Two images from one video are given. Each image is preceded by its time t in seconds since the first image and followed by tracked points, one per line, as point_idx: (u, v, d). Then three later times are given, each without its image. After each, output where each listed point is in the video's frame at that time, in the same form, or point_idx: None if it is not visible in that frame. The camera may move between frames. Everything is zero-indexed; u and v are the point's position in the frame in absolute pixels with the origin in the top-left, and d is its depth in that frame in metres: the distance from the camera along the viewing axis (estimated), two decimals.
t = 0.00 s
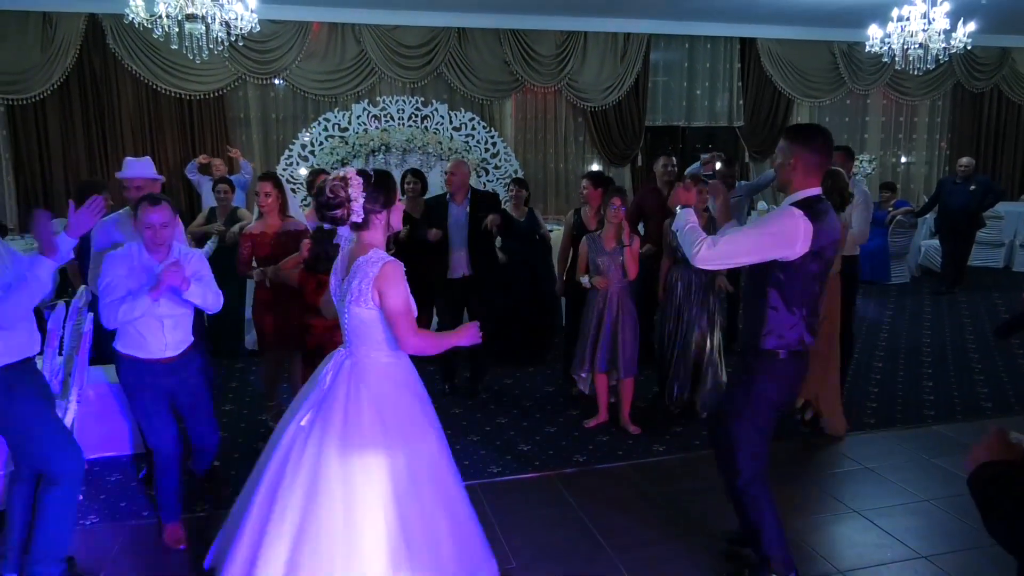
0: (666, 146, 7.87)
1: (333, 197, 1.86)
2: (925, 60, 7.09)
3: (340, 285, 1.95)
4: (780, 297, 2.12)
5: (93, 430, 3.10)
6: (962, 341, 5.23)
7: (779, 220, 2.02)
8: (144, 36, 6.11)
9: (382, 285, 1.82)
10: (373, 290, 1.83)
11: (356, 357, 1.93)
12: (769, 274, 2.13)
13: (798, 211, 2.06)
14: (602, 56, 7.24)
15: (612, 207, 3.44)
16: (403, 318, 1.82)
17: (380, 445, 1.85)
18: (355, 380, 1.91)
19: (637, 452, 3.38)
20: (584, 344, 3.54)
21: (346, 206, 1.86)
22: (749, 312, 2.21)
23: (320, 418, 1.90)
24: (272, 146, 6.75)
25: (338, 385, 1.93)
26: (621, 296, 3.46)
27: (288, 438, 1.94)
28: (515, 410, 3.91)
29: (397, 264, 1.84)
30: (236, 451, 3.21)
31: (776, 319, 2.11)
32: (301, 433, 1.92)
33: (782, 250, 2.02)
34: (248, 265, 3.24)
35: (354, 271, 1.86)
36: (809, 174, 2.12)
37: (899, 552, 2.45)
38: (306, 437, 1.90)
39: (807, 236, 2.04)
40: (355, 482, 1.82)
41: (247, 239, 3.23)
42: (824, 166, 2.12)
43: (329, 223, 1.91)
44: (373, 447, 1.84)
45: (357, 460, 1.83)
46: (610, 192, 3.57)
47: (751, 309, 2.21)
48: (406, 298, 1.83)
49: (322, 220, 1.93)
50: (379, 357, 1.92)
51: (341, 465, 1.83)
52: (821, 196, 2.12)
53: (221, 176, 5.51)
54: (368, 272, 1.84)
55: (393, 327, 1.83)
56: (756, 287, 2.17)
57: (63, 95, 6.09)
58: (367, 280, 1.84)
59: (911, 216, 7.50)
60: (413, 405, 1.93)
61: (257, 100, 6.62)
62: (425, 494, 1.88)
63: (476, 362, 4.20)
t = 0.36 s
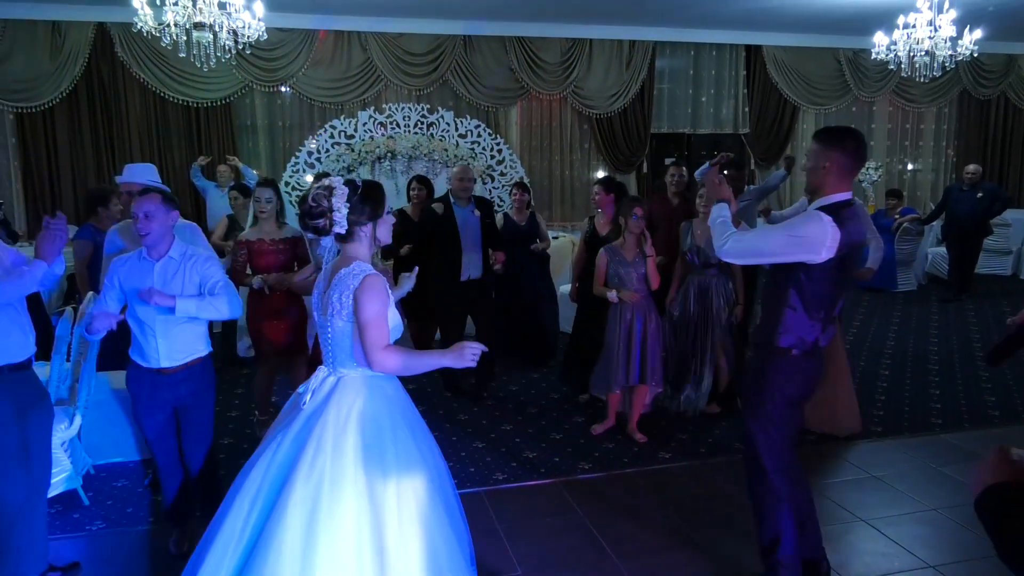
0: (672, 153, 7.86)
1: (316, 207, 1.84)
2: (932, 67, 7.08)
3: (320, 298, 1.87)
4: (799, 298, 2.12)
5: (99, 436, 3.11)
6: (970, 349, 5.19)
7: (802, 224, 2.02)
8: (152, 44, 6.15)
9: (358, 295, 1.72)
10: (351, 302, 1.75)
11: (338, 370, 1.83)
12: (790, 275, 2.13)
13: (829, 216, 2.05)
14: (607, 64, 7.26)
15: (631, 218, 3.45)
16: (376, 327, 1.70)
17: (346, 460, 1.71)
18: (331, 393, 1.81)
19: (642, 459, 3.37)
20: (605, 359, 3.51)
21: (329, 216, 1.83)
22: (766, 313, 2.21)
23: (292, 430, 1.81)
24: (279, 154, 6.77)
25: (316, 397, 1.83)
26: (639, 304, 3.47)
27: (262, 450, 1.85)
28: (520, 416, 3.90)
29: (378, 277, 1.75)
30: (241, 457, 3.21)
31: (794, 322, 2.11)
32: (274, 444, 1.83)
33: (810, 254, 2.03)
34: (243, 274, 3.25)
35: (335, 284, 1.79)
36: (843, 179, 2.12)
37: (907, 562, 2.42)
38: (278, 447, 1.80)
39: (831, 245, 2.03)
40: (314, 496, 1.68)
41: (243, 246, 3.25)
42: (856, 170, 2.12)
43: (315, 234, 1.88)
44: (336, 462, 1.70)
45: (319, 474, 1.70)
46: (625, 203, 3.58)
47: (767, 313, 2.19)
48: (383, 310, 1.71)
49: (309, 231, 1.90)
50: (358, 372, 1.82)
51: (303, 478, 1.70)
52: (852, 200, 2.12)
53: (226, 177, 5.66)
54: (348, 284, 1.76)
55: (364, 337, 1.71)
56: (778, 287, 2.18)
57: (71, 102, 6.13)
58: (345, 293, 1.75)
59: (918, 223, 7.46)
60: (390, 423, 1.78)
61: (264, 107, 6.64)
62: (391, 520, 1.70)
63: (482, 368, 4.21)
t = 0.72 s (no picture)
0: (670, 158, 7.88)
1: (292, 212, 1.81)
2: (930, 72, 7.10)
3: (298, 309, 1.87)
4: (827, 303, 2.17)
5: (99, 442, 3.12)
6: (970, 353, 5.20)
7: (828, 230, 2.07)
8: (153, 49, 6.17)
9: (338, 302, 1.73)
10: (329, 309, 1.75)
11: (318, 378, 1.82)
12: (818, 280, 2.17)
13: (849, 223, 2.10)
14: (607, 69, 7.28)
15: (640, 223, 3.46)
16: (357, 331, 1.70)
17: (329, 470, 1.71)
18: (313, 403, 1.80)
19: (642, 463, 3.37)
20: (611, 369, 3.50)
21: (306, 222, 1.81)
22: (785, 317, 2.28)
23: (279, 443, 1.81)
24: (279, 159, 6.78)
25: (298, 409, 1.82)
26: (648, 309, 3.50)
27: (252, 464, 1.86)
28: (520, 421, 3.90)
29: (353, 283, 1.76)
30: (242, 463, 3.21)
31: (822, 328, 2.16)
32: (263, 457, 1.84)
33: (832, 261, 2.08)
34: (232, 282, 3.24)
35: (311, 291, 1.79)
36: (862, 185, 2.16)
37: (907, 566, 2.43)
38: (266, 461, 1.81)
39: (857, 251, 2.09)
40: (306, 502, 1.68)
41: (234, 254, 3.24)
42: (874, 177, 2.17)
43: (290, 238, 1.85)
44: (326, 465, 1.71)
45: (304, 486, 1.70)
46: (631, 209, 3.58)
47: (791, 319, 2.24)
48: (364, 314, 1.72)
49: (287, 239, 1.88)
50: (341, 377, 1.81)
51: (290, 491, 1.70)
52: (870, 207, 2.17)
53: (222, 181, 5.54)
54: (326, 292, 1.76)
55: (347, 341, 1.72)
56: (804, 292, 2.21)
57: (71, 107, 6.14)
58: (323, 300, 1.76)
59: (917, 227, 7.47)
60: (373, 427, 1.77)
61: (264, 112, 6.66)
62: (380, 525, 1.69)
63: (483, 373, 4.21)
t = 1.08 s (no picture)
0: (679, 163, 7.87)
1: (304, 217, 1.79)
2: (940, 77, 7.06)
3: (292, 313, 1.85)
4: (838, 304, 2.15)
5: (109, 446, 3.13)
6: (981, 359, 5.15)
7: (841, 229, 2.06)
8: (163, 56, 6.21)
9: (342, 315, 1.73)
10: (326, 317, 1.74)
11: (305, 384, 1.82)
12: (828, 280, 2.15)
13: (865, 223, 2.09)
14: (615, 74, 7.28)
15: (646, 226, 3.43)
16: (367, 346, 1.71)
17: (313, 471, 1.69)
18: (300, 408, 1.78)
19: (649, 469, 3.35)
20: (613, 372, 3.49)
21: (319, 226, 1.80)
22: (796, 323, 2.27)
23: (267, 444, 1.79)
24: (288, 164, 6.82)
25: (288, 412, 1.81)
26: (647, 317, 3.44)
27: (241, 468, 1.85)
28: (528, 426, 3.89)
29: (351, 293, 1.75)
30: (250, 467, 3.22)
31: (831, 330, 2.14)
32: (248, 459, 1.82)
33: (846, 261, 2.06)
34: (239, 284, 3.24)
35: (308, 298, 1.78)
36: (881, 186, 2.15)
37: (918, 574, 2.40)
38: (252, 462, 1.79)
39: (871, 252, 2.08)
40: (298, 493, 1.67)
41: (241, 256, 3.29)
42: (893, 178, 2.15)
43: (294, 245, 1.83)
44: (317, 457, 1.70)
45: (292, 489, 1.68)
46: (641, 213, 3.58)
47: (801, 323, 2.23)
48: (371, 324, 1.73)
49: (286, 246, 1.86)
50: (329, 384, 1.81)
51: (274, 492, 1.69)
52: (888, 208, 2.16)
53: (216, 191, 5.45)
54: (324, 300, 1.75)
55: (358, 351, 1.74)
56: (814, 294, 2.20)
57: (83, 113, 6.19)
58: (321, 308, 1.75)
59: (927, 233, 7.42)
60: (358, 426, 1.76)
61: (274, 117, 6.70)
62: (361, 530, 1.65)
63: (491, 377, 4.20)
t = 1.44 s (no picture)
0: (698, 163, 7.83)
1: (365, 216, 1.84)
2: (965, 77, 6.96)
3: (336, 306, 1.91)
4: (869, 316, 2.12)
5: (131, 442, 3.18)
6: (1007, 365, 5.06)
7: (875, 239, 2.05)
8: (186, 56, 6.28)
9: (393, 307, 1.83)
10: (384, 311, 1.83)
11: (350, 376, 1.88)
12: (859, 291, 2.13)
13: (897, 230, 2.08)
14: (634, 74, 7.26)
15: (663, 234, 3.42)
16: (415, 338, 1.84)
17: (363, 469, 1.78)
18: (346, 404, 1.86)
19: (668, 471, 3.34)
20: (630, 379, 3.50)
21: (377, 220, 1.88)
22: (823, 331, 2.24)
23: (308, 437, 1.85)
24: (308, 164, 6.86)
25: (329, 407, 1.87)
26: (661, 320, 3.40)
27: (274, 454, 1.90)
28: (546, 427, 3.89)
29: (401, 286, 1.86)
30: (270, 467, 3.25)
31: (865, 341, 2.11)
32: (285, 447, 1.87)
33: (878, 269, 2.04)
34: (256, 283, 3.29)
35: (361, 293, 1.84)
36: (909, 192, 2.13)
37: None
38: (291, 453, 1.84)
39: (904, 259, 2.06)
40: (337, 484, 1.76)
41: (257, 255, 3.31)
42: (920, 183, 2.13)
43: (344, 240, 1.86)
44: (357, 453, 1.79)
45: (340, 484, 1.76)
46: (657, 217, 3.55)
47: (832, 334, 2.20)
48: (421, 317, 1.86)
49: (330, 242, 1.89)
50: (373, 378, 1.88)
51: (321, 485, 1.76)
52: (916, 214, 2.14)
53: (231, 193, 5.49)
54: (381, 295, 1.83)
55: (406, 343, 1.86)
56: (845, 305, 2.17)
57: (108, 114, 6.28)
58: (378, 302, 1.83)
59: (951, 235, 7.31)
60: (400, 423, 1.85)
61: (294, 118, 6.75)
62: (403, 522, 1.78)
63: (509, 378, 4.20)
